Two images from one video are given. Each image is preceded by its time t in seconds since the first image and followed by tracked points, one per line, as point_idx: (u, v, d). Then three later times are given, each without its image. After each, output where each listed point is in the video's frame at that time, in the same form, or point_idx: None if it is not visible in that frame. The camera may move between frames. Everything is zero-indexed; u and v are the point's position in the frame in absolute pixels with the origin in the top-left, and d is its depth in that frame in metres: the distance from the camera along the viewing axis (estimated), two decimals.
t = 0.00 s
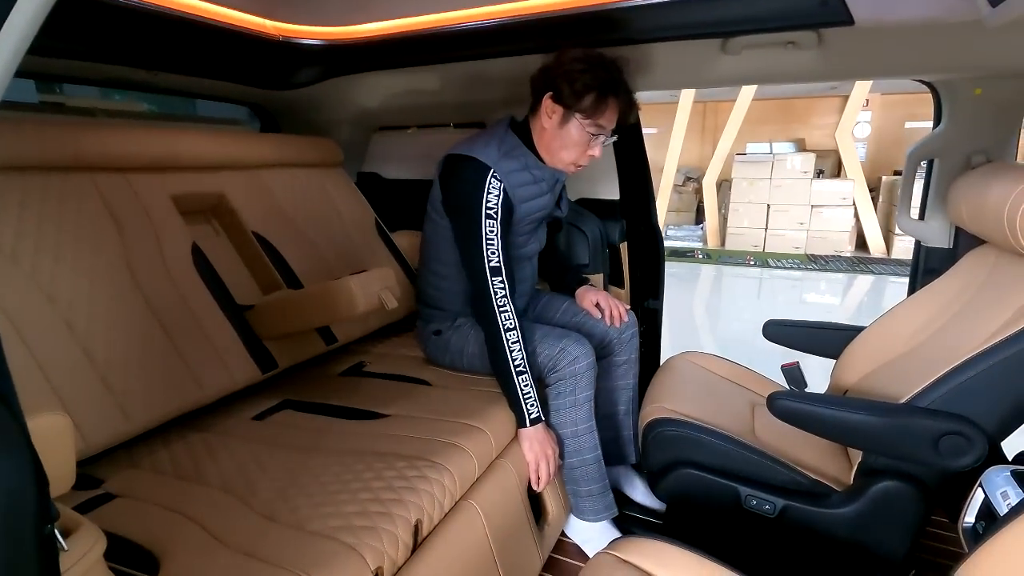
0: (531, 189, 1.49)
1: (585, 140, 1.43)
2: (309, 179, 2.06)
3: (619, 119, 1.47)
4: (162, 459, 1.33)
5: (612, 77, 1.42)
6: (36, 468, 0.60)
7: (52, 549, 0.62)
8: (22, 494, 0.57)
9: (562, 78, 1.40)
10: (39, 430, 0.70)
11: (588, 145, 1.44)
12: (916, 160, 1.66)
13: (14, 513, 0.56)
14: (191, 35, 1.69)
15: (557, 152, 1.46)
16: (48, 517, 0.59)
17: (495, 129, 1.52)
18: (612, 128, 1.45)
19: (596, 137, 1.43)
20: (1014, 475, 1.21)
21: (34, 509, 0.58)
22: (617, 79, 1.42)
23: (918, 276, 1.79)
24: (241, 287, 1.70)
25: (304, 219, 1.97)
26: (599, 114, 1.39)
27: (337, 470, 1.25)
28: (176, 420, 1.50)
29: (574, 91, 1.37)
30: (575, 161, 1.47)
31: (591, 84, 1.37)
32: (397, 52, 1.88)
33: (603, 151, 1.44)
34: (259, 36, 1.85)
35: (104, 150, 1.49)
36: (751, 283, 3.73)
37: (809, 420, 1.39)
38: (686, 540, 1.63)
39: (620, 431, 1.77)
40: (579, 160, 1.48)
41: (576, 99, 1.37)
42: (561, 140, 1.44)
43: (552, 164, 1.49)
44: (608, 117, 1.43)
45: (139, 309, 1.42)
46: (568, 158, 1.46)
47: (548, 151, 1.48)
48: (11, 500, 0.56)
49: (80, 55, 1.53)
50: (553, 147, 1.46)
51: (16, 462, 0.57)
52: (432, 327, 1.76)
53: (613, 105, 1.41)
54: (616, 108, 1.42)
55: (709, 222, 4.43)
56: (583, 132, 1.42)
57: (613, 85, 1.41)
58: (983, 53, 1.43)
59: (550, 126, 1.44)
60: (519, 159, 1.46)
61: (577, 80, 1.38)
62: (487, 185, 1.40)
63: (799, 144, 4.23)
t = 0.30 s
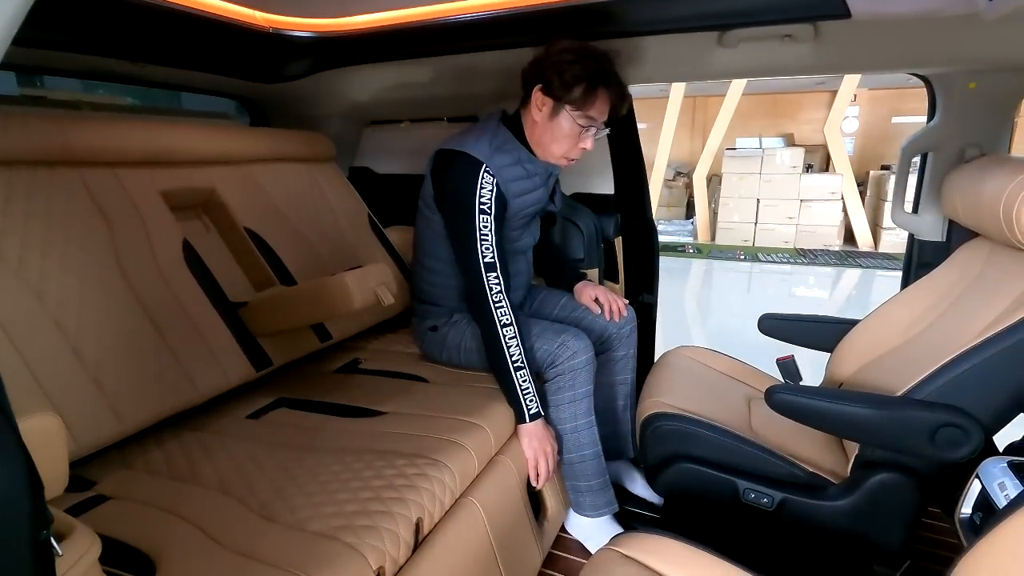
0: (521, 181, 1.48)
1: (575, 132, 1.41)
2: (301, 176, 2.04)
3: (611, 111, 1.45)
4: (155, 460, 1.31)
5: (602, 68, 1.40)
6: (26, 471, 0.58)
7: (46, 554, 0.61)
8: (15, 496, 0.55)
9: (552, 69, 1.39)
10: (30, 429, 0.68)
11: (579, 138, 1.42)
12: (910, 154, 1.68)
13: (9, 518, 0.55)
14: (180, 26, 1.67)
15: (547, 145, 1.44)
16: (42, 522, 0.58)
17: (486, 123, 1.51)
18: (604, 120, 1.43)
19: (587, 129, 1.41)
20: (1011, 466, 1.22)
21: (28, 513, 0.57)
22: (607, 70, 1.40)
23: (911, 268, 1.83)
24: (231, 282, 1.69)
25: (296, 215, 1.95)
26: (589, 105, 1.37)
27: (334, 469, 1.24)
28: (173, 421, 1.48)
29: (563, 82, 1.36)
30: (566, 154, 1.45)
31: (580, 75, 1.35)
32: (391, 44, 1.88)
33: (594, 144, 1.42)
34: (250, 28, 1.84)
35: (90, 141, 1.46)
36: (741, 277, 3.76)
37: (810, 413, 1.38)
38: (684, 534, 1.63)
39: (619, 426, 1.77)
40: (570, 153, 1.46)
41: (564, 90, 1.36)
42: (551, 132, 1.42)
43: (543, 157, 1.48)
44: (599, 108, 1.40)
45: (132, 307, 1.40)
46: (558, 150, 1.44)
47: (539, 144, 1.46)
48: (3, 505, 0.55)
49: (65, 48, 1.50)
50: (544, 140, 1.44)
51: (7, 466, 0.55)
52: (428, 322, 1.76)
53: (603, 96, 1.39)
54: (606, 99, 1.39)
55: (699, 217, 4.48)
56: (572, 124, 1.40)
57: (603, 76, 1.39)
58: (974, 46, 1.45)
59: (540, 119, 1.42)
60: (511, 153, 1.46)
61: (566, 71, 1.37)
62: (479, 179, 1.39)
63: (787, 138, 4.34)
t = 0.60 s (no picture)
0: (504, 177, 1.48)
1: (552, 121, 1.39)
2: (292, 172, 2.03)
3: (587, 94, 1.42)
4: (149, 461, 1.29)
5: (575, 51, 1.36)
6: (25, 480, 0.57)
7: (47, 563, 0.60)
8: (15, 504, 0.55)
9: (523, 58, 1.35)
10: (27, 434, 0.67)
11: (557, 126, 1.40)
12: (903, 150, 1.73)
13: (9, 526, 0.54)
14: (169, 20, 1.65)
15: (526, 136, 1.43)
16: (42, 528, 0.57)
17: (462, 119, 1.51)
18: (581, 105, 1.40)
19: (565, 116, 1.39)
20: (1004, 458, 1.23)
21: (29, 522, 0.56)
22: (581, 53, 1.36)
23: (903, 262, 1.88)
24: (223, 281, 1.69)
25: (288, 212, 1.94)
26: (563, 92, 1.35)
27: (332, 467, 1.23)
28: (166, 420, 1.47)
29: (534, 71, 1.33)
30: (547, 144, 1.44)
31: (551, 63, 1.32)
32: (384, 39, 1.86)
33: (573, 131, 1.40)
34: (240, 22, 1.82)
35: (80, 138, 1.44)
36: (731, 271, 3.80)
37: (805, 409, 1.38)
38: (680, 527, 1.64)
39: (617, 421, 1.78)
40: (550, 142, 1.45)
41: (536, 80, 1.33)
42: (528, 123, 1.41)
43: (523, 148, 1.47)
44: (574, 93, 1.38)
45: (126, 307, 1.38)
46: (537, 141, 1.43)
47: (518, 136, 1.45)
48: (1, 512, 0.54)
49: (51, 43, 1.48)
50: (522, 131, 1.43)
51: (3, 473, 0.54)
52: (423, 319, 1.75)
53: (578, 81, 1.36)
54: (581, 84, 1.36)
55: (689, 212, 4.52)
56: (549, 113, 1.38)
57: (576, 61, 1.35)
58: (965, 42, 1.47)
59: (516, 109, 1.41)
60: (491, 150, 1.46)
61: (537, 59, 1.33)
62: (458, 178, 1.40)
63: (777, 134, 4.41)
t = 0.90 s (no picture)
0: (461, 167, 1.55)
1: (510, 103, 1.47)
2: (285, 170, 2.02)
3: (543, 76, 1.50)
4: (144, 461, 1.29)
5: (523, 36, 1.45)
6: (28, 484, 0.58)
7: (50, 565, 0.61)
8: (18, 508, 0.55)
9: (473, 47, 1.45)
10: (30, 435, 0.67)
11: (517, 108, 1.48)
12: (891, 147, 1.76)
13: (14, 529, 0.55)
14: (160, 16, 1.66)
15: (487, 121, 1.51)
16: (46, 531, 0.58)
17: (421, 113, 1.59)
18: (537, 86, 1.49)
19: (522, 97, 1.48)
20: (991, 450, 1.25)
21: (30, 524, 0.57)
22: (529, 37, 1.46)
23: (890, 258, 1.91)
24: (216, 280, 1.69)
25: (280, 211, 1.94)
26: (517, 74, 1.44)
27: (330, 466, 1.23)
28: (159, 421, 1.46)
29: (487, 56, 1.43)
30: (509, 127, 1.51)
31: (502, 46, 1.42)
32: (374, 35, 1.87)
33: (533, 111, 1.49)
34: (231, 20, 1.84)
35: (70, 137, 1.43)
36: (721, 267, 3.83)
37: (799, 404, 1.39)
38: (672, 521, 1.66)
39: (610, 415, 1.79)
40: (512, 125, 1.52)
41: (489, 64, 1.43)
42: (488, 108, 1.49)
43: (488, 135, 1.55)
44: (528, 75, 1.46)
45: (117, 306, 1.37)
46: (500, 126, 1.51)
47: (479, 123, 1.54)
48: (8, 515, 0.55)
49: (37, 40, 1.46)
50: (483, 117, 1.51)
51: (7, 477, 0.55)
52: (411, 322, 1.79)
53: (530, 62, 1.45)
54: (534, 65, 1.45)
55: (679, 208, 4.56)
56: (506, 95, 1.46)
57: (527, 44, 1.45)
58: (949, 43, 1.50)
59: (474, 97, 1.50)
60: (446, 141, 1.54)
61: (487, 45, 1.43)
62: (412, 168, 1.47)
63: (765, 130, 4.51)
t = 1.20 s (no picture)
0: (432, 160, 1.62)
1: (476, 99, 1.58)
2: (278, 170, 2.01)
3: (506, 75, 1.61)
4: (143, 464, 1.28)
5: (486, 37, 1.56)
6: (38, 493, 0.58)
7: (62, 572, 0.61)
8: (31, 516, 0.55)
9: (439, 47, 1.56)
10: (37, 440, 0.67)
11: (483, 104, 1.60)
12: (882, 146, 1.81)
13: (28, 537, 0.55)
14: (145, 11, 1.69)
15: (455, 118, 1.62)
16: (60, 538, 0.58)
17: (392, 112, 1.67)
18: (501, 83, 1.60)
19: (487, 94, 1.59)
20: (981, 444, 1.28)
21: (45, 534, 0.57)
22: (493, 38, 1.57)
23: (881, 256, 1.94)
24: (212, 280, 1.68)
25: (274, 211, 1.93)
26: (481, 71, 1.55)
27: (332, 467, 1.24)
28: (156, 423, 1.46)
29: (452, 55, 1.54)
30: (476, 123, 1.63)
31: (466, 45, 1.54)
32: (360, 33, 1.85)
33: (498, 106, 1.59)
34: (225, 16, 1.90)
35: (63, 136, 1.42)
36: (710, 263, 3.87)
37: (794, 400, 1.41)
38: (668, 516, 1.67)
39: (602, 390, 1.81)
40: (478, 120, 1.64)
41: (455, 62, 1.54)
42: (456, 105, 1.60)
43: (456, 130, 1.66)
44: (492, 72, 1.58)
45: (113, 308, 1.36)
46: (467, 120, 1.62)
47: (448, 119, 1.65)
48: (22, 522, 0.54)
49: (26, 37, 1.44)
50: (451, 114, 1.62)
51: (21, 484, 0.55)
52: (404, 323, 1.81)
53: (493, 61, 1.56)
54: (497, 62, 1.56)
55: (669, 205, 4.59)
56: (472, 92, 1.57)
57: (490, 42, 1.56)
58: (940, 44, 1.53)
59: (442, 95, 1.61)
60: (415, 135, 1.61)
61: (453, 46, 1.55)
62: (381, 159, 1.53)
63: (753, 127, 4.57)
